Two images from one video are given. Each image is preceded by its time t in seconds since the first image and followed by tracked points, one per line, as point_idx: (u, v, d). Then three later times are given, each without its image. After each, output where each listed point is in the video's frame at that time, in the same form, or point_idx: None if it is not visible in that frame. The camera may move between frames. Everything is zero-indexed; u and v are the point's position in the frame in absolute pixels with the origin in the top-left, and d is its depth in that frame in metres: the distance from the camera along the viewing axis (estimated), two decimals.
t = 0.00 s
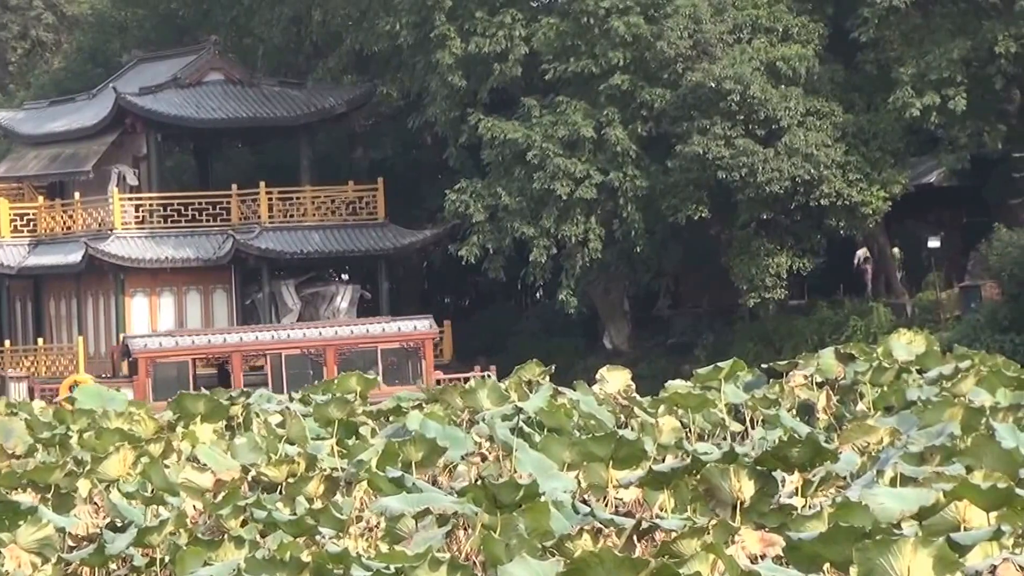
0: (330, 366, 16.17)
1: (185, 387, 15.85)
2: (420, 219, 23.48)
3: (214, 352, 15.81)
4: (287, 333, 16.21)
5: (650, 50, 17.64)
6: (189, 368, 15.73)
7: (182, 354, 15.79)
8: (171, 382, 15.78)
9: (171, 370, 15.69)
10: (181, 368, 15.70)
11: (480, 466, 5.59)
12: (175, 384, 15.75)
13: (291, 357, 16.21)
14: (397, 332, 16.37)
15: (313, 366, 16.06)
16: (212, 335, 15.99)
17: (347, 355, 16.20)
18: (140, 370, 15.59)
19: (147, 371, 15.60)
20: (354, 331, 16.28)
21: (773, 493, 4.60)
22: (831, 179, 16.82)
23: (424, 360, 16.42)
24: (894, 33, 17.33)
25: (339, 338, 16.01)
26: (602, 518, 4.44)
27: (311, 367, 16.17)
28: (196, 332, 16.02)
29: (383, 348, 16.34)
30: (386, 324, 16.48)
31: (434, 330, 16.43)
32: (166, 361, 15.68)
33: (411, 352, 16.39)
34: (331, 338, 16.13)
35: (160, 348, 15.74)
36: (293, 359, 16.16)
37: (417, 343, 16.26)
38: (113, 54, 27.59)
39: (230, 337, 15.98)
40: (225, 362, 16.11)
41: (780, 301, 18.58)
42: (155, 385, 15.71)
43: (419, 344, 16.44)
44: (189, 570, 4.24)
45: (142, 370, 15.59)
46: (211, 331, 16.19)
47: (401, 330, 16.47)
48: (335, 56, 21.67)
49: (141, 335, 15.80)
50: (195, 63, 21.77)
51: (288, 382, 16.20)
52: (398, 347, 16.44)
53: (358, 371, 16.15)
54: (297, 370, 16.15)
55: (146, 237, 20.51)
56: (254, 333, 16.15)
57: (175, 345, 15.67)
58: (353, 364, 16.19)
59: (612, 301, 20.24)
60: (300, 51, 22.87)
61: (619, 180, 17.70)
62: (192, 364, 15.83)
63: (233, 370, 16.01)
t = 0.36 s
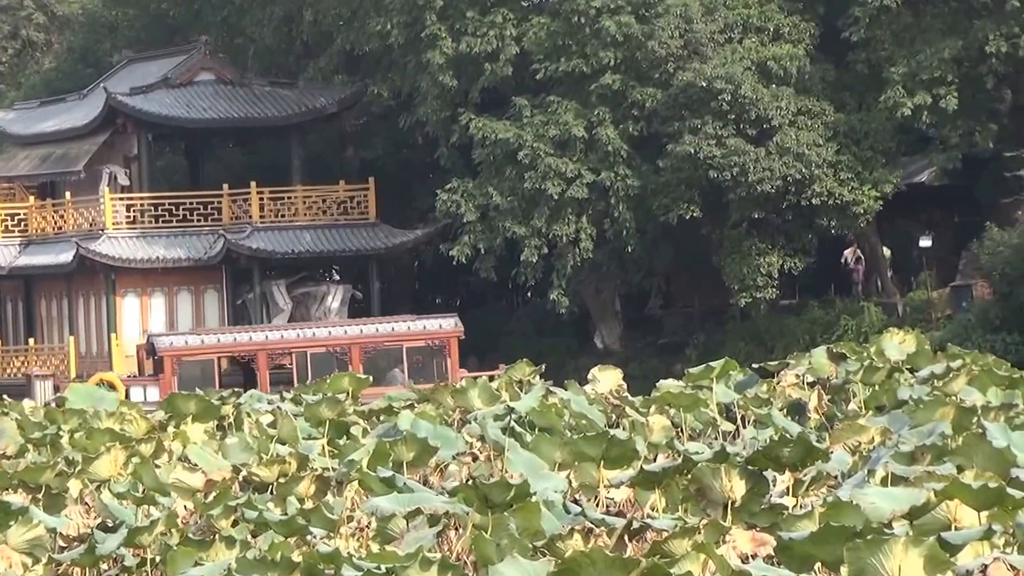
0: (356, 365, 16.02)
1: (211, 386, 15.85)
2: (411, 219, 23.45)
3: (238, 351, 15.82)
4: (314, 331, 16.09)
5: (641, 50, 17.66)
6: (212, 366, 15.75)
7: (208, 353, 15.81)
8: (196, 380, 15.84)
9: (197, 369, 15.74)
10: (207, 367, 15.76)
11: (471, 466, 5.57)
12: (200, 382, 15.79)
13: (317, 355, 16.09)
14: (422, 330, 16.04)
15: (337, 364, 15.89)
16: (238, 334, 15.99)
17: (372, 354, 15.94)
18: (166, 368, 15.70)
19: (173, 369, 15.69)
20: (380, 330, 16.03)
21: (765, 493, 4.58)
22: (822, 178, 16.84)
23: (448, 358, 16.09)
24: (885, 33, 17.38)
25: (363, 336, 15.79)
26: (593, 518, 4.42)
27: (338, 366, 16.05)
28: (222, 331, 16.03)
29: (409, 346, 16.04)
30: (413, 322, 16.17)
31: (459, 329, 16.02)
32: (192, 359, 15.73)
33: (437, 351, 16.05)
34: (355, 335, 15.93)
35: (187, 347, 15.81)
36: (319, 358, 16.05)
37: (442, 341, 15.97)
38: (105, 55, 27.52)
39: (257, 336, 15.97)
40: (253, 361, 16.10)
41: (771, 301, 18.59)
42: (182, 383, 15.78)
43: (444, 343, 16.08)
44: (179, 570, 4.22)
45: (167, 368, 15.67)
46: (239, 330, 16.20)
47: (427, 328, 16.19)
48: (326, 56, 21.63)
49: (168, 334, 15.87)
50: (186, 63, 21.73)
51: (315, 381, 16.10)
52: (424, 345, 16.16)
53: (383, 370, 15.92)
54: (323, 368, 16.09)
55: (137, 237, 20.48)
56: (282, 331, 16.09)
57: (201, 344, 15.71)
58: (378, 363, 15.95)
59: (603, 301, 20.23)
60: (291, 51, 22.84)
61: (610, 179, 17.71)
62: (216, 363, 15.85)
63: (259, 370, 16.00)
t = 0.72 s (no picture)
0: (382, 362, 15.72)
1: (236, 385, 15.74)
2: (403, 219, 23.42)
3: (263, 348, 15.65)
4: (340, 329, 15.79)
5: (633, 49, 17.67)
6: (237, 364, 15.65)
7: (232, 351, 15.70)
8: (222, 377, 15.78)
9: (223, 367, 15.68)
10: (232, 364, 15.68)
11: (462, 465, 5.55)
12: (226, 380, 15.72)
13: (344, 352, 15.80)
14: (448, 328, 15.68)
15: (362, 362, 15.60)
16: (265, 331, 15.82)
17: (397, 352, 15.63)
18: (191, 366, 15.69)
19: (198, 367, 15.68)
20: (405, 328, 15.71)
21: (756, 492, 4.56)
22: (814, 178, 16.85)
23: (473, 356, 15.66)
24: (876, 32, 17.42)
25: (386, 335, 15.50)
26: (585, 517, 4.40)
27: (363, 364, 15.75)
28: (249, 329, 15.87)
29: (434, 345, 15.70)
30: (439, 319, 15.82)
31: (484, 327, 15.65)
32: (217, 357, 15.67)
33: (462, 349, 15.68)
34: (380, 333, 15.63)
35: (213, 344, 15.73)
36: (345, 355, 15.75)
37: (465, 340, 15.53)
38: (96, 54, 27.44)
39: (282, 333, 15.74)
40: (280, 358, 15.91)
41: (763, 300, 18.59)
42: (208, 381, 15.72)
43: (470, 340, 15.72)
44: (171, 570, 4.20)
45: (193, 367, 15.68)
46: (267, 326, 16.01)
47: (452, 325, 15.79)
48: (317, 55, 21.60)
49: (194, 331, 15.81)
50: (177, 63, 21.69)
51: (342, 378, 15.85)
52: (448, 343, 15.74)
53: (408, 369, 15.58)
54: (349, 365, 15.72)
55: (129, 237, 20.43)
56: (308, 329, 15.84)
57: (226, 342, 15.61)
58: (403, 362, 15.63)
59: (595, 300, 20.22)
60: (283, 51, 22.80)
61: (602, 179, 17.72)
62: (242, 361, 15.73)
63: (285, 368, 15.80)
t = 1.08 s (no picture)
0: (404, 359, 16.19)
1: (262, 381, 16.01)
2: (391, 217, 23.40)
3: (288, 345, 15.95)
4: (361, 326, 16.22)
5: (622, 48, 17.69)
6: (263, 361, 15.92)
7: (258, 347, 15.99)
8: (247, 375, 16.07)
9: (249, 363, 15.96)
10: (258, 361, 15.97)
11: (451, 463, 5.53)
12: (251, 377, 16.00)
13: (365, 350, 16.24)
14: (470, 325, 16.26)
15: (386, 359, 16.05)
16: (289, 328, 16.15)
17: (420, 348, 16.15)
18: (216, 362, 15.91)
19: (223, 363, 15.88)
20: (427, 324, 16.23)
21: (744, 491, 4.55)
22: (802, 176, 16.88)
23: (495, 352, 16.24)
24: (864, 31, 17.46)
25: (411, 331, 16.01)
26: (573, 515, 4.38)
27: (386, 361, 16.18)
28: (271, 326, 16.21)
29: (456, 341, 16.24)
30: (459, 317, 16.41)
31: (507, 322, 16.23)
32: (243, 353, 15.92)
33: (485, 345, 16.27)
34: (403, 330, 16.10)
35: (236, 341, 15.99)
36: (367, 352, 16.17)
37: (489, 335, 16.14)
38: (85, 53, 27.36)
39: (304, 330, 16.09)
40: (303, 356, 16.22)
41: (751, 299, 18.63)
42: (233, 377, 15.96)
43: (491, 337, 16.28)
44: (160, 569, 4.16)
45: (218, 363, 15.89)
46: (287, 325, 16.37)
47: (473, 323, 16.36)
48: (306, 54, 21.56)
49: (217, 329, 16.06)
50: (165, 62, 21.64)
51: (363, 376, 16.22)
52: (470, 339, 16.31)
53: (432, 365, 16.10)
54: (372, 363, 16.18)
55: (118, 236, 20.36)
56: (329, 326, 16.23)
57: (252, 338, 15.90)
58: (427, 358, 16.15)
59: (584, 299, 20.23)
60: (272, 50, 22.75)
61: (590, 177, 17.74)
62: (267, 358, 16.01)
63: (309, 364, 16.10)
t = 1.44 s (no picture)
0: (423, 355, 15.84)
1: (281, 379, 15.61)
2: (377, 215, 23.36)
3: (308, 341, 15.57)
4: (380, 322, 15.88)
5: (607, 45, 17.69)
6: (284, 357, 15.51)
7: (277, 343, 15.56)
8: (266, 372, 15.63)
9: (269, 360, 15.52)
10: (278, 357, 15.53)
11: (436, 461, 5.49)
12: (271, 374, 15.55)
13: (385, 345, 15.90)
14: (490, 320, 15.92)
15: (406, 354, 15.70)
16: (308, 324, 15.73)
17: (440, 344, 15.81)
18: (235, 359, 15.44)
19: (242, 359, 15.42)
20: (446, 319, 15.90)
21: (730, 488, 4.52)
22: (787, 173, 16.91)
23: (516, 348, 15.91)
24: (850, 28, 17.50)
25: (431, 327, 15.65)
26: (558, 513, 4.36)
27: (405, 356, 15.84)
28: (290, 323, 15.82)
29: (476, 336, 15.90)
30: (478, 311, 16.04)
31: (527, 317, 15.92)
32: (263, 349, 15.48)
33: (504, 341, 15.93)
34: (423, 326, 15.74)
35: (256, 337, 15.55)
36: (386, 347, 15.81)
37: (510, 331, 15.80)
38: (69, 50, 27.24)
39: (323, 326, 15.70)
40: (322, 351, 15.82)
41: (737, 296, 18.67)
42: (252, 374, 15.51)
43: (511, 332, 15.97)
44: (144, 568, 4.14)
45: (238, 359, 15.43)
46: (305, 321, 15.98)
47: (492, 318, 16.03)
48: (291, 51, 21.49)
49: (236, 325, 15.64)
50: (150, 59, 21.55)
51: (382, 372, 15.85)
52: (490, 334, 15.96)
53: (453, 361, 15.75)
54: (390, 359, 15.84)
55: (103, 233, 20.27)
56: (348, 322, 15.86)
57: (272, 334, 15.46)
58: (446, 353, 15.80)
59: (569, 296, 20.20)
60: (257, 47, 22.67)
61: (575, 174, 17.74)
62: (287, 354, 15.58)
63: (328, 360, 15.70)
